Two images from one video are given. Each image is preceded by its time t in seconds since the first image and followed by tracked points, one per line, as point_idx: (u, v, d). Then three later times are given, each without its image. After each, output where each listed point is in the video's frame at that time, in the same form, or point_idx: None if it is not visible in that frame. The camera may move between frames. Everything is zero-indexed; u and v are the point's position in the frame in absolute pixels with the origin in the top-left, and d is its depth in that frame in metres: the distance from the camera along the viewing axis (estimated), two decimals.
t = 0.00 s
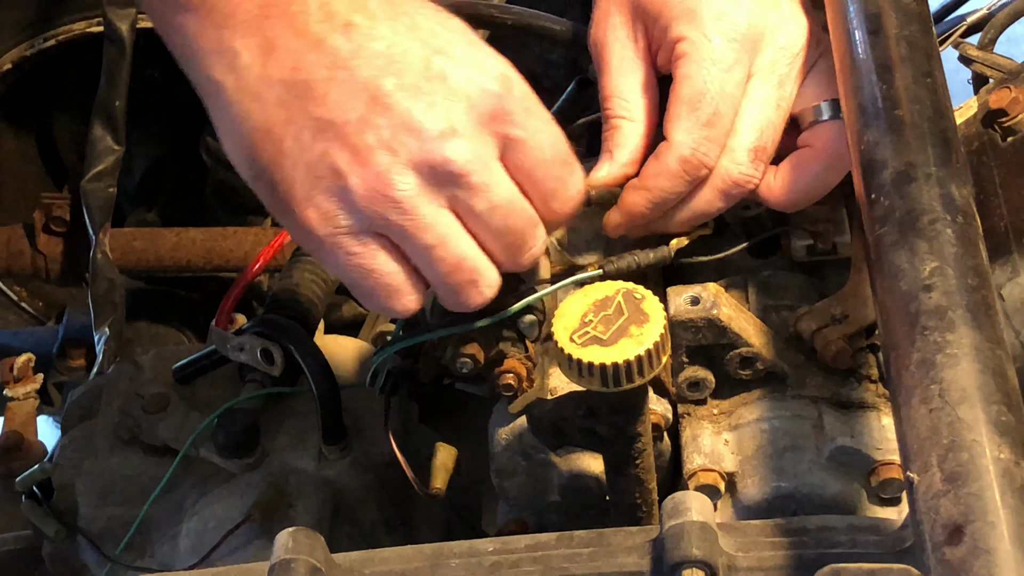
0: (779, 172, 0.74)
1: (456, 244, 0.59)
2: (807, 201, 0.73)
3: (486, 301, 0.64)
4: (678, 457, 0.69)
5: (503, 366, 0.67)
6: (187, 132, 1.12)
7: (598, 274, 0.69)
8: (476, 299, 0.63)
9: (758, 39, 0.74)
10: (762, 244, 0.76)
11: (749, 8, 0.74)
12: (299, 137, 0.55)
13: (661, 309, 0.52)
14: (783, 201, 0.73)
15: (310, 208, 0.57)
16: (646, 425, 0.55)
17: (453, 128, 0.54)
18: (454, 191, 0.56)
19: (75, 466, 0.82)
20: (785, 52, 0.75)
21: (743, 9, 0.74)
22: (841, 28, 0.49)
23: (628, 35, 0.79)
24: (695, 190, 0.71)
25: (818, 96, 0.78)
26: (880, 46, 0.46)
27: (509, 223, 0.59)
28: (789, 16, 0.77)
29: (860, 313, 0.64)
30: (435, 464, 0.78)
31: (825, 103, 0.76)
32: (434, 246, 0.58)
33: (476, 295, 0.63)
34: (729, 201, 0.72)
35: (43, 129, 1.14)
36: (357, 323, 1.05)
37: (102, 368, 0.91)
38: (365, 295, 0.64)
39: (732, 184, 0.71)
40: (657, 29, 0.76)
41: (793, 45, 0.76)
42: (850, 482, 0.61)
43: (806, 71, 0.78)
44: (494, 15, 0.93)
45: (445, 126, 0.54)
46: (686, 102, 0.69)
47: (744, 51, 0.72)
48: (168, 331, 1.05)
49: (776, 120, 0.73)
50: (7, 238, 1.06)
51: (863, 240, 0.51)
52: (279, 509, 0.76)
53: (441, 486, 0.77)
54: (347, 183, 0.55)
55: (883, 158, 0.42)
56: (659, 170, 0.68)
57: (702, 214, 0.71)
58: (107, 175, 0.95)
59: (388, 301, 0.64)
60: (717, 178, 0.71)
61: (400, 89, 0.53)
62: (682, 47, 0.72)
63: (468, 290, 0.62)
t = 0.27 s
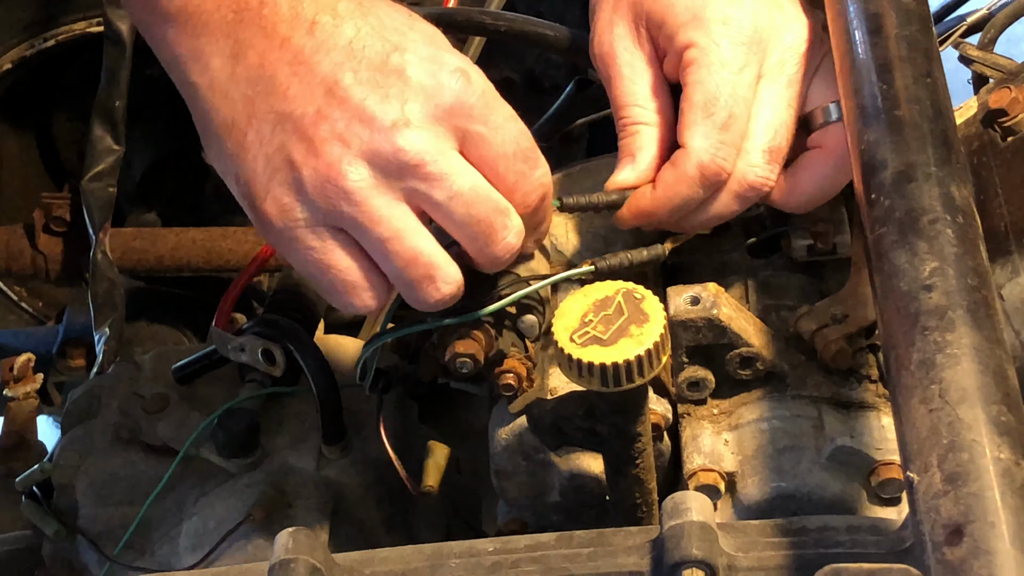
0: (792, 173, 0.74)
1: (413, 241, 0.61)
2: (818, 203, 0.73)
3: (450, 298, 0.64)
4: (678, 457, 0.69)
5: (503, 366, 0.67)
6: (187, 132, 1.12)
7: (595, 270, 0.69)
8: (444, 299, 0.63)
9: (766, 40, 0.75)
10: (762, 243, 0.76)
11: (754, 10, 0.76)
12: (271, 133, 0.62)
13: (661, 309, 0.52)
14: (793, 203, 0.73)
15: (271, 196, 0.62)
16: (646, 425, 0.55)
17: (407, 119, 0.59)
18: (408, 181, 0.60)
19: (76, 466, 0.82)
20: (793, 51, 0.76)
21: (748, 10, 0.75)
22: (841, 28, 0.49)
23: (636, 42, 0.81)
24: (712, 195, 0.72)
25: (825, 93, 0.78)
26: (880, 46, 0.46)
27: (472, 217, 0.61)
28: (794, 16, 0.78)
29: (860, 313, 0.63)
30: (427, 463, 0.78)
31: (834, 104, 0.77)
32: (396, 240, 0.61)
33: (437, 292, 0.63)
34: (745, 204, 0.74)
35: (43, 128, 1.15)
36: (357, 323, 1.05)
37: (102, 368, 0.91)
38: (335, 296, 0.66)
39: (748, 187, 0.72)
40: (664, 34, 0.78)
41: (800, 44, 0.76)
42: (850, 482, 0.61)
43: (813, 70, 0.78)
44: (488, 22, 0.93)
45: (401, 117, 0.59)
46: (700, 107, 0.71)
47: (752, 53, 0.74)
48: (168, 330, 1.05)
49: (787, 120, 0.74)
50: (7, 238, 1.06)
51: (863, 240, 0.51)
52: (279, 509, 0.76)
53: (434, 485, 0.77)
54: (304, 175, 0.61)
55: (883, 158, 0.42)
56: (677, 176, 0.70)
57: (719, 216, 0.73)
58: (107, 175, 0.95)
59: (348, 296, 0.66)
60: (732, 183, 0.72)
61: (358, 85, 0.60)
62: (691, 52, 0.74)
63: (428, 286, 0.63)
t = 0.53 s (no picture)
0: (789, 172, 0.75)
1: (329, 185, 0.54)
2: (813, 203, 0.74)
3: (424, 218, 0.53)
4: (678, 457, 0.69)
5: (503, 366, 0.67)
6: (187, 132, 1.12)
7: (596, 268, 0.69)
8: (414, 217, 0.53)
9: (768, 38, 0.75)
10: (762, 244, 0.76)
11: (756, 6, 0.76)
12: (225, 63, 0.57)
13: (661, 309, 0.52)
14: (789, 200, 0.74)
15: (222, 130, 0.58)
16: (646, 425, 0.55)
17: (320, 52, 0.52)
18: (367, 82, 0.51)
19: (76, 466, 0.82)
20: (792, 52, 0.76)
21: (750, 7, 0.75)
22: (841, 27, 0.49)
23: (638, 29, 0.81)
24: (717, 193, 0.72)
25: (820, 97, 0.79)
26: (880, 46, 0.46)
27: (435, 109, 0.51)
28: (792, 15, 0.78)
29: (861, 314, 0.63)
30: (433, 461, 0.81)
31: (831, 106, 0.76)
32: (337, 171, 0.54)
33: (408, 211, 0.53)
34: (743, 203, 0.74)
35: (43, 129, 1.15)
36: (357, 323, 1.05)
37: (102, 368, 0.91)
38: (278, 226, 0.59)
39: (750, 187, 0.72)
40: (667, 25, 0.78)
41: (800, 44, 0.77)
42: (850, 483, 0.61)
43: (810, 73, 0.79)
44: (489, 13, 0.93)
45: (321, 48, 0.52)
46: (710, 103, 0.71)
47: (757, 50, 0.74)
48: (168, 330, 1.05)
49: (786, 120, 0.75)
50: (8, 238, 1.06)
51: (863, 240, 0.51)
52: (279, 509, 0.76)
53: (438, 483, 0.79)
54: (256, 96, 0.54)
55: (883, 158, 0.42)
56: (688, 173, 0.69)
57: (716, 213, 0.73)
58: (107, 175, 0.95)
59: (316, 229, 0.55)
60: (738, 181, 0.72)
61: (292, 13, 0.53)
62: (697, 44, 0.73)
63: (332, 232, 0.55)
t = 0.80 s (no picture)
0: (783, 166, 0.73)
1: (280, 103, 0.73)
2: (810, 199, 0.73)
3: (393, 56, 0.65)
4: (678, 458, 0.69)
5: (503, 366, 0.67)
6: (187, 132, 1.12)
7: (595, 266, 0.69)
8: (348, 87, 0.67)
9: (766, 31, 0.72)
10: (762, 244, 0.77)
11: None
12: None
13: (661, 309, 0.52)
14: (781, 197, 0.73)
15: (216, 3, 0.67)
16: (646, 425, 0.55)
17: None
18: None
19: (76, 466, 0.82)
20: (792, 46, 0.73)
21: None
22: (841, 27, 0.49)
23: (639, 23, 0.80)
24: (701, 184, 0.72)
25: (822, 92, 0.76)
26: (880, 45, 0.45)
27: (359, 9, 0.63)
28: (796, 7, 0.75)
29: (860, 314, 0.63)
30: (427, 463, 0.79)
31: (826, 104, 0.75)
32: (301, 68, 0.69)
33: (337, 81, 0.67)
34: (735, 196, 0.73)
35: (43, 129, 1.15)
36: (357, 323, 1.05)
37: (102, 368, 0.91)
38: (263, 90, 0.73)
39: (739, 180, 0.71)
40: (665, 17, 0.76)
41: (802, 38, 0.73)
42: (850, 483, 0.61)
43: (811, 67, 0.76)
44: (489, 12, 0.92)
45: None
46: (695, 96, 0.68)
47: (752, 44, 0.71)
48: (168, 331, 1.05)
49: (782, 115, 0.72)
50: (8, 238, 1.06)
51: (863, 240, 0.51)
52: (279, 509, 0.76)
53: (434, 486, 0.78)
54: None
55: (883, 158, 0.42)
56: (667, 163, 0.69)
57: (709, 206, 0.73)
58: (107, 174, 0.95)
59: (270, 78, 0.71)
60: (723, 173, 0.71)
61: None
62: (690, 38, 0.71)
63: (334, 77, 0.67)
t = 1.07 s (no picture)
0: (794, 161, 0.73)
1: None
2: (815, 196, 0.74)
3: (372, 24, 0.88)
4: (678, 458, 0.69)
5: (503, 366, 0.67)
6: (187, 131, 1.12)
7: (596, 266, 0.69)
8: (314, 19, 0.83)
9: (774, 26, 0.73)
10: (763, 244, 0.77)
11: None
12: None
13: (661, 309, 0.52)
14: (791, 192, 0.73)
15: None
16: (646, 425, 0.55)
17: None
18: None
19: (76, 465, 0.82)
20: (799, 40, 0.74)
21: None
22: (841, 27, 0.49)
23: (644, 26, 0.81)
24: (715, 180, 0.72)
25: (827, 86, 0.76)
26: (880, 45, 0.46)
27: None
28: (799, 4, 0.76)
29: (860, 314, 0.63)
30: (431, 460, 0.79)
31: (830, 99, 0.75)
32: None
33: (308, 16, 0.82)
34: (748, 193, 0.72)
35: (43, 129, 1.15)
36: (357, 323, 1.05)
37: (102, 368, 0.91)
38: None
39: (753, 175, 0.71)
40: (672, 18, 0.77)
41: (807, 33, 0.74)
42: (850, 483, 0.61)
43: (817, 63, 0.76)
44: (489, 12, 0.92)
45: None
46: (709, 89, 0.69)
47: (761, 38, 0.72)
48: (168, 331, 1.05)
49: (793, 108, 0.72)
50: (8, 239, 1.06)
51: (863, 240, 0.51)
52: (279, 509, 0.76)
53: (436, 482, 0.78)
54: None
55: (883, 158, 0.42)
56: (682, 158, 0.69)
57: (721, 204, 0.73)
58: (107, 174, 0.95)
59: None
60: (737, 169, 0.71)
61: None
62: (699, 33, 0.72)
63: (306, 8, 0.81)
